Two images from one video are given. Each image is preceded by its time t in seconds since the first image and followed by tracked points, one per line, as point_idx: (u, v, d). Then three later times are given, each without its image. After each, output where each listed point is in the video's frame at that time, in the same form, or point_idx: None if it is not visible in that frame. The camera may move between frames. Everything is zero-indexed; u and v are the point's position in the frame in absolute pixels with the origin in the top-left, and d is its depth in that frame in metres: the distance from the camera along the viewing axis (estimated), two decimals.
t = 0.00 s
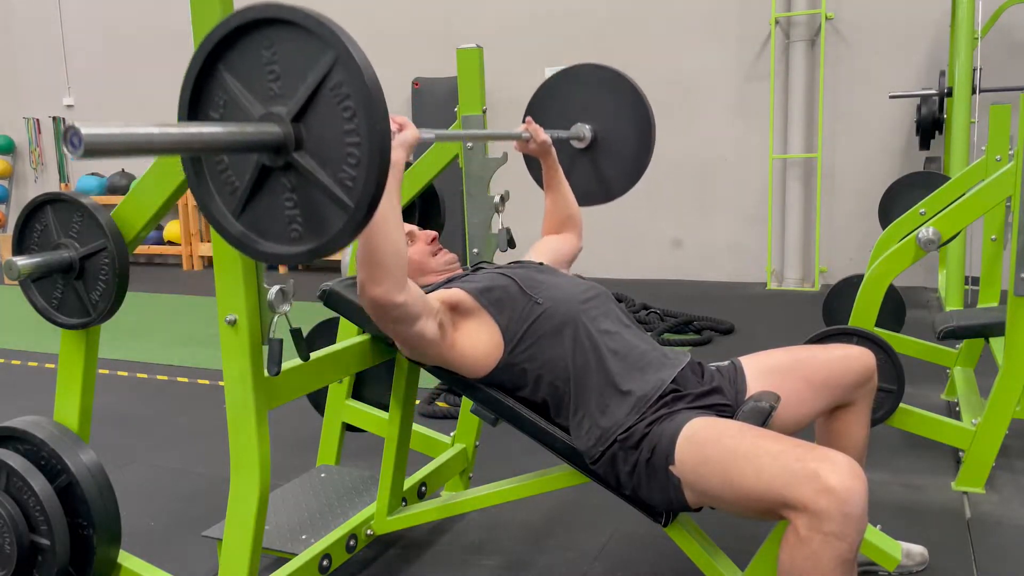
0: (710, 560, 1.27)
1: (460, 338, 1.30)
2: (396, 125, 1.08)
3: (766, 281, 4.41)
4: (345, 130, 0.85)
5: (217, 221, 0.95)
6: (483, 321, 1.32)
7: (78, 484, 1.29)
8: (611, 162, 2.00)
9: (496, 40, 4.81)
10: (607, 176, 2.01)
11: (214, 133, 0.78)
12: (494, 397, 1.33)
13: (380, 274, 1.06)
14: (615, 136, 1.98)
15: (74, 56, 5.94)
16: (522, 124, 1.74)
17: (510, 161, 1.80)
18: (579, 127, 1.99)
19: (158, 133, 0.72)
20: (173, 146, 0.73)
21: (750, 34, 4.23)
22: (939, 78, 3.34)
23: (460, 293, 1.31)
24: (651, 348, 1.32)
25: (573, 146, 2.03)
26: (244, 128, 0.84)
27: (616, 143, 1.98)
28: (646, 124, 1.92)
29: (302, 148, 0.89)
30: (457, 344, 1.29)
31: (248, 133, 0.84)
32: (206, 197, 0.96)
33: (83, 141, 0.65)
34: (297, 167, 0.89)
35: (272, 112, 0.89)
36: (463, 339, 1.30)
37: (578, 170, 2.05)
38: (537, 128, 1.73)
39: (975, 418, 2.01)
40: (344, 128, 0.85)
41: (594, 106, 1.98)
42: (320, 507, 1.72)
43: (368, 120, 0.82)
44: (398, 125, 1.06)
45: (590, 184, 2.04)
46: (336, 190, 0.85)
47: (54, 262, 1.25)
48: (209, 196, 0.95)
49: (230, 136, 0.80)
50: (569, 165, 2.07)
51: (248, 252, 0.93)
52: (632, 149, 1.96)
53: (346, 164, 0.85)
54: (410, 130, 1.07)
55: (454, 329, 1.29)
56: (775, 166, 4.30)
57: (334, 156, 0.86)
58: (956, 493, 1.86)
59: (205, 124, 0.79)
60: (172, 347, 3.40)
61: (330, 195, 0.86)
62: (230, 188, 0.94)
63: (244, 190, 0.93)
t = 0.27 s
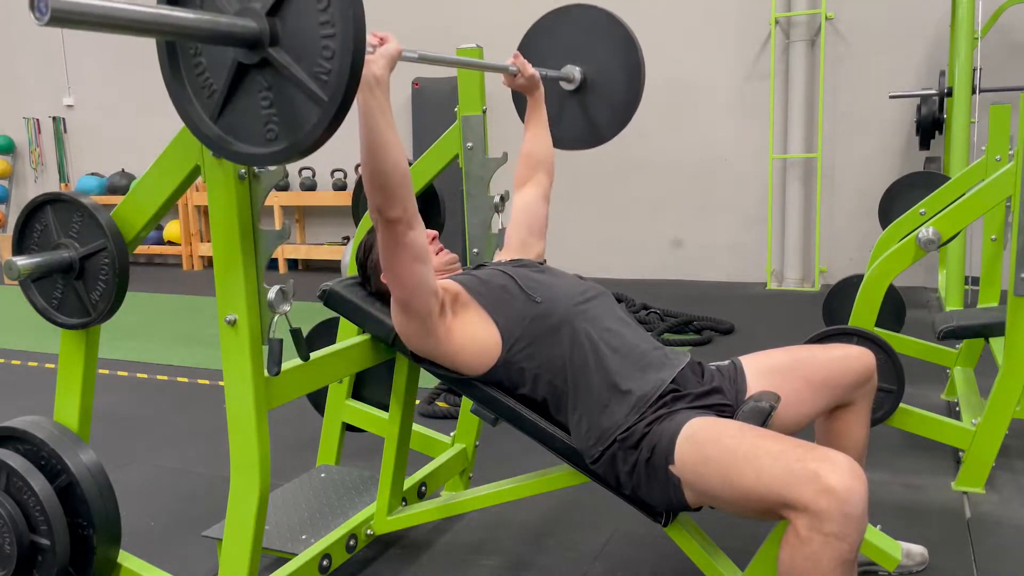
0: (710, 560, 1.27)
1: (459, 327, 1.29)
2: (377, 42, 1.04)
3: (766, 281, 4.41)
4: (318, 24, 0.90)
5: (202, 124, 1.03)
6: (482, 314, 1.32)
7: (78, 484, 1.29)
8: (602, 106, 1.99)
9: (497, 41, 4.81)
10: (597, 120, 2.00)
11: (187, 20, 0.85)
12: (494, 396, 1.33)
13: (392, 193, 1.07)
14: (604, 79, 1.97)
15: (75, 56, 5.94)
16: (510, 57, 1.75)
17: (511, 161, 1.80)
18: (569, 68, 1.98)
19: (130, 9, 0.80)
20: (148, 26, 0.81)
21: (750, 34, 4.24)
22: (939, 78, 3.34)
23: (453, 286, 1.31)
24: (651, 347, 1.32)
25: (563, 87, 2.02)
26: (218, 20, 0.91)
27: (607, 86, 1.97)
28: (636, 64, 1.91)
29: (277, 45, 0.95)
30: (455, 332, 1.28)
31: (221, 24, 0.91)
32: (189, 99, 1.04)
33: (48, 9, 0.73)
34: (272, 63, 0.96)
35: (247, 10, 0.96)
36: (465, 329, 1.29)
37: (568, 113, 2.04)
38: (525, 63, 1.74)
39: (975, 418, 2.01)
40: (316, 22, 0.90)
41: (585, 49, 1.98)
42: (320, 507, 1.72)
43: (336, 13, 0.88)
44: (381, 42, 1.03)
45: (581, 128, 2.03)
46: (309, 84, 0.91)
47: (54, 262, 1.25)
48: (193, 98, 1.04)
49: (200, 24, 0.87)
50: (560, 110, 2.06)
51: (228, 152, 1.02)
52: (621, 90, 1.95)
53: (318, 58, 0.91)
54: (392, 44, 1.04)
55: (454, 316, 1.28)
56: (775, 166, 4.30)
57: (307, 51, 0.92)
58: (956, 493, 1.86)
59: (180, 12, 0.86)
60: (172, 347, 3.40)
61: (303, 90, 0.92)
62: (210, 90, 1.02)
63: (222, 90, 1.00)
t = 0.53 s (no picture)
0: (710, 560, 1.27)
1: (460, 328, 1.29)
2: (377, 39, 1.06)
3: (766, 281, 4.41)
4: (318, 25, 0.92)
5: (200, 124, 1.04)
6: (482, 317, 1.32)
7: (78, 484, 1.29)
8: (597, 104, 1.98)
9: (497, 41, 4.81)
10: (592, 119, 2.00)
11: (189, 22, 0.87)
12: (494, 396, 1.33)
13: (393, 193, 1.07)
14: (599, 77, 1.97)
15: (75, 56, 5.93)
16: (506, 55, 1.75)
17: (510, 161, 1.80)
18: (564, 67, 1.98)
19: (134, 13, 0.80)
20: (149, 26, 0.82)
21: (750, 34, 4.24)
22: (939, 77, 3.34)
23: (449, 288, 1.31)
24: (651, 348, 1.32)
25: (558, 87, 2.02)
26: (220, 22, 0.92)
27: (602, 84, 1.97)
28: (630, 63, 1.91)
29: (277, 46, 0.97)
30: (454, 333, 1.27)
31: (223, 26, 0.92)
32: (186, 102, 1.04)
33: (52, 12, 0.73)
34: (272, 64, 0.97)
35: (247, 11, 0.97)
36: (466, 330, 1.29)
37: (564, 113, 2.04)
38: (520, 61, 1.75)
39: (975, 418, 2.01)
40: (316, 23, 0.92)
41: (579, 48, 1.98)
42: (320, 507, 1.72)
43: (336, 16, 0.90)
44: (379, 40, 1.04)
45: (577, 127, 2.02)
46: (311, 84, 0.93)
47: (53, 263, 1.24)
48: (190, 101, 1.04)
49: (202, 25, 0.88)
50: (555, 109, 2.05)
51: (226, 153, 1.03)
52: (616, 89, 1.94)
53: (319, 59, 0.93)
54: (390, 43, 1.05)
55: (454, 317, 1.28)
56: (775, 166, 4.30)
57: (307, 52, 0.94)
58: (956, 493, 1.86)
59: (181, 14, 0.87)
60: (172, 347, 3.40)
61: (304, 90, 0.94)
62: (208, 92, 1.03)
63: (221, 92, 1.02)
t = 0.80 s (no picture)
0: (710, 559, 1.27)
1: (460, 332, 1.29)
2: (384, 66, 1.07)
3: (766, 281, 4.41)
4: (334, 54, 0.86)
5: (210, 155, 0.96)
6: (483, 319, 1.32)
7: (78, 485, 1.29)
8: (598, 121, 1.99)
9: (497, 41, 4.81)
10: (594, 135, 2.00)
11: (200, 52, 0.80)
12: (494, 396, 1.33)
13: (389, 219, 1.06)
14: (601, 95, 1.98)
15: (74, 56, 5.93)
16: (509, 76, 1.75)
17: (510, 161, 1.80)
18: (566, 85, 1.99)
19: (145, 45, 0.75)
20: (161, 61, 0.77)
21: (750, 34, 4.23)
22: (939, 77, 3.34)
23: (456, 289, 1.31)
24: (651, 347, 1.33)
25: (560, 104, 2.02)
26: (231, 52, 0.86)
27: (604, 102, 1.97)
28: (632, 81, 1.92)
29: (291, 76, 0.90)
30: (455, 337, 1.28)
31: (234, 55, 0.85)
32: (195, 134, 0.97)
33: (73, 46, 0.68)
34: (286, 95, 0.90)
35: (259, 39, 0.91)
36: (464, 332, 1.29)
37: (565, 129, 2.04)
38: (524, 82, 1.75)
39: (975, 418, 2.01)
40: (333, 51, 0.86)
41: (581, 65, 1.99)
42: (320, 507, 1.72)
43: (355, 42, 0.83)
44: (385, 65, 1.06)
45: (578, 144, 2.03)
46: (327, 115, 0.86)
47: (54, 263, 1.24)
48: (199, 133, 0.97)
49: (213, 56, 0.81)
50: (556, 126, 2.06)
51: (238, 184, 0.94)
52: (617, 107, 1.95)
53: (336, 90, 0.86)
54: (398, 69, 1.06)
55: (453, 322, 1.28)
56: (775, 166, 4.30)
57: (324, 82, 0.87)
58: (956, 493, 1.86)
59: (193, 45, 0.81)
60: (172, 347, 3.40)
61: (320, 121, 0.87)
62: (219, 121, 0.96)
63: (233, 123, 0.94)
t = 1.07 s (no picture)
0: (709, 559, 1.27)
1: (462, 343, 1.30)
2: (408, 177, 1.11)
3: (766, 282, 4.41)
4: (368, 191, 0.78)
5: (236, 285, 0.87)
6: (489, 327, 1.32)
7: (78, 485, 1.29)
8: (610, 196, 2.05)
9: (496, 41, 4.81)
10: (605, 207, 2.06)
11: (232, 203, 0.73)
12: (494, 396, 1.33)
13: (397, 323, 1.07)
14: (612, 169, 2.04)
15: (74, 56, 5.94)
16: (525, 161, 1.75)
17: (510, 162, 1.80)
18: (577, 160, 2.05)
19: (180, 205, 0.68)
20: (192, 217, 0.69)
21: (750, 34, 4.23)
22: (939, 78, 3.34)
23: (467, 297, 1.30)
24: (652, 347, 1.32)
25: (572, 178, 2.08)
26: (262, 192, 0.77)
27: (615, 176, 2.04)
28: (642, 160, 1.98)
29: (322, 209, 0.82)
30: (462, 348, 1.30)
31: (266, 196, 0.77)
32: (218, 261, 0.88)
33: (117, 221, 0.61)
34: (317, 229, 0.82)
35: (289, 174, 0.82)
36: (468, 343, 1.31)
37: (577, 202, 2.10)
38: (539, 166, 1.74)
39: (975, 418, 2.01)
40: (366, 189, 0.79)
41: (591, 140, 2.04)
42: (320, 507, 1.72)
43: (390, 183, 0.77)
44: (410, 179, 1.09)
45: (589, 216, 2.09)
46: (359, 251, 0.79)
47: (54, 263, 1.24)
48: (222, 260, 0.87)
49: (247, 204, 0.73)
50: (568, 197, 2.12)
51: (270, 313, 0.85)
52: (627, 184, 2.02)
53: (368, 225, 0.79)
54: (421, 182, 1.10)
55: (458, 338, 1.30)
56: (775, 166, 4.30)
57: (355, 215, 0.80)
58: (956, 493, 1.86)
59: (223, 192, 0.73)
60: (172, 347, 3.40)
61: (352, 257, 0.79)
62: (246, 248, 0.86)
63: (260, 250, 0.85)
